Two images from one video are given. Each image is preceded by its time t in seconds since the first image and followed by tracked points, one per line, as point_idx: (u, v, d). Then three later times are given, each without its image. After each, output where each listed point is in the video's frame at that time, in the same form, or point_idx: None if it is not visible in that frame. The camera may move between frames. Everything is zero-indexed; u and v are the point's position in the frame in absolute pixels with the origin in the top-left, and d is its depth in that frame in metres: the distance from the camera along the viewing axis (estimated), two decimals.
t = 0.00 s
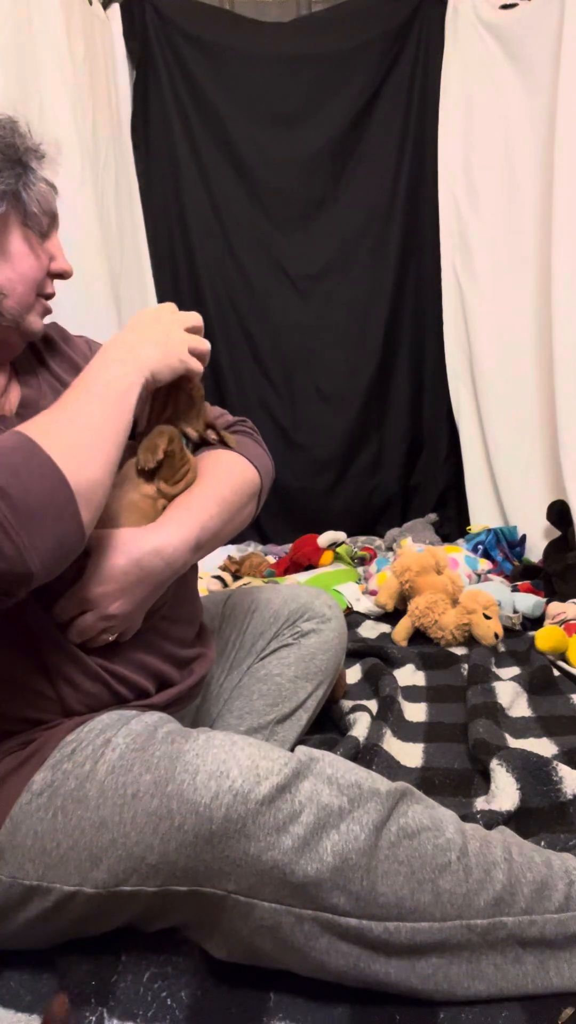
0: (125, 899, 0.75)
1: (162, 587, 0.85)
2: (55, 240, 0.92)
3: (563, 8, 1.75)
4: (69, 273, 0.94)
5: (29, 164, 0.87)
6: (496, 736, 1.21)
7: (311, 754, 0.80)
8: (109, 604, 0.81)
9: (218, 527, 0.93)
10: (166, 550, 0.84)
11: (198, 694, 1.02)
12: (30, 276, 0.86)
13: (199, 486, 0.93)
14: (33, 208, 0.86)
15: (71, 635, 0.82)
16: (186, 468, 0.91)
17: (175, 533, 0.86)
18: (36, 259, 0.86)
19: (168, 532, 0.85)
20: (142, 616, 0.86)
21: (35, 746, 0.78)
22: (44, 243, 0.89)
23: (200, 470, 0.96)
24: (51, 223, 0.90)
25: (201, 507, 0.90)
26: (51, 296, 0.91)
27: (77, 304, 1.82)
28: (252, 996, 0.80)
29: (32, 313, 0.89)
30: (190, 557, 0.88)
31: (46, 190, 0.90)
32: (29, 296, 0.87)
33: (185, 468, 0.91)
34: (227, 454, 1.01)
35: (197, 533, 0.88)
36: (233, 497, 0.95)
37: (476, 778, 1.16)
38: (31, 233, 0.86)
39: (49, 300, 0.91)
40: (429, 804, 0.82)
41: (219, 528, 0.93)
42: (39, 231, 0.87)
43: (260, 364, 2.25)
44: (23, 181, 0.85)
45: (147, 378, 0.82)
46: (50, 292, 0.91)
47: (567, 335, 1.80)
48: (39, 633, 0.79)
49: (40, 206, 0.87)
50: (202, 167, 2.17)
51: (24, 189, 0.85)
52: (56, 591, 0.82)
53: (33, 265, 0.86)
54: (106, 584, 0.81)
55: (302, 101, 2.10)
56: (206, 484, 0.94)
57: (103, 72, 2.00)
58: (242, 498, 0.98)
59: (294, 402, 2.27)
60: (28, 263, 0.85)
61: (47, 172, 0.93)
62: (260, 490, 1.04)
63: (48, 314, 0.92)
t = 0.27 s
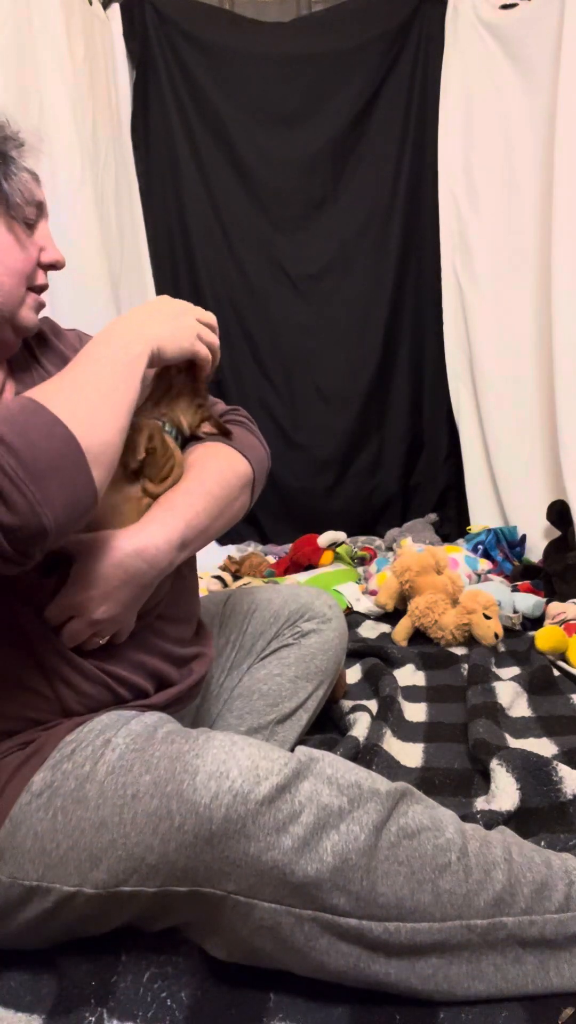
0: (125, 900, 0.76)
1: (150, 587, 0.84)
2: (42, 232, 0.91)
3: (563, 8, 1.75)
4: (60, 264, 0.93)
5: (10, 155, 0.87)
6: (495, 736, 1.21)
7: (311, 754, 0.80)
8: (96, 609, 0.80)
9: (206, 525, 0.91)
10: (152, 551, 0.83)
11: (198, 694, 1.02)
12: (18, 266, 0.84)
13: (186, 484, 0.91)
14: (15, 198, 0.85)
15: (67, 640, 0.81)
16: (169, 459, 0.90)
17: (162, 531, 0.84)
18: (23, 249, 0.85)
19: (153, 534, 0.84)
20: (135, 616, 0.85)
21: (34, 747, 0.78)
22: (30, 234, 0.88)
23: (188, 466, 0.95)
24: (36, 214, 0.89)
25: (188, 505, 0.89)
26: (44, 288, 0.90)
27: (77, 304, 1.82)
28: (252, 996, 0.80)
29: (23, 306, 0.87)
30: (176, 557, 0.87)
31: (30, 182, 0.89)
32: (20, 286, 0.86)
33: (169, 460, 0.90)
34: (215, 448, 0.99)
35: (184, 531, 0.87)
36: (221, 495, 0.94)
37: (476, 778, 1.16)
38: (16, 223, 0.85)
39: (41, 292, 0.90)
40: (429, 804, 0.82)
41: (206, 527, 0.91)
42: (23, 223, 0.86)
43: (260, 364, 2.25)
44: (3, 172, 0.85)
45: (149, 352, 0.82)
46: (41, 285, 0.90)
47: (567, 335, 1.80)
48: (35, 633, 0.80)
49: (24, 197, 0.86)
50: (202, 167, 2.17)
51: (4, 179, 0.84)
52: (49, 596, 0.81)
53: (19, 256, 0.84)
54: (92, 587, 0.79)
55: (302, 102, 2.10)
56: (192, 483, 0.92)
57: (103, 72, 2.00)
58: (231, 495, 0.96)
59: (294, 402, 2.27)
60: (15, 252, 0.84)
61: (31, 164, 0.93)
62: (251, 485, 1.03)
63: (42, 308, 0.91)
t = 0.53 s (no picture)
0: (125, 901, 0.76)
1: (145, 588, 0.83)
2: (29, 227, 0.91)
3: (563, 8, 1.75)
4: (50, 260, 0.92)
5: None
6: (495, 736, 1.21)
7: (310, 755, 0.80)
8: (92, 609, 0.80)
9: (200, 524, 0.91)
10: (145, 551, 0.82)
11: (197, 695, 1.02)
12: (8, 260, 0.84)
13: (177, 485, 0.90)
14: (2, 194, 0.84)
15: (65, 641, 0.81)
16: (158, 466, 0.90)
17: (155, 532, 0.84)
18: (11, 246, 0.85)
19: (149, 533, 0.83)
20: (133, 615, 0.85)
21: (33, 748, 0.78)
22: (17, 230, 0.87)
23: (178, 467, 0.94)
24: (23, 209, 0.89)
25: (179, 505, 0.88)
26: (36, 285, 0.90)
27: (77, 305, 1.82)
28: (253, 996, 0.80)
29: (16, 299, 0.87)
30: (171, 556, 0.86)
31: (16, 173, 0.88)
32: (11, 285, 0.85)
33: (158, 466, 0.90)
34: (206, 447, 0.99)
35: (178, 531, 0.86)
36: (215, 494, 0.93)
37: (476, 778, 1.16)
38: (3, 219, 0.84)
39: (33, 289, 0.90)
40: (429, 805, 0.82)
41: (201, 526, 0.91)
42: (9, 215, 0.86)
43: (260, 364, 2.25)
44: None
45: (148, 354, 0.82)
46: (34, 277, 0.89)
47: (567, 335, 1.80)
48: (32, 635, 0.80)
49: (9, 191, 0.86)
50: (202, 167, 2.17)
51: None
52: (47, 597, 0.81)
53: (7, 250, 0.84)
54: (89, 588, 0.79)
55: (302, 102, 2.10)
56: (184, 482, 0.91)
57: (103, 72, 2.00)
58: (223, 494, 0.96)
59: (294, 402, 2.27)
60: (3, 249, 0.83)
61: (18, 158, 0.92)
62: (244, 482, 1.03)
63: (35, 305, 0.91)
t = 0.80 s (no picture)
0: (124, 900, 0.76)
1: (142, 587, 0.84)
2: (30, 230, 0.90)
3: (563, 8, 1.75)
4: (50, 263, 0.92)
5: None
6: (495, 736, 1.21)
7: (310, 754, 0.79)
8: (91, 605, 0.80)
9: (198, 523, 0.92)
10: (146, 548, 0.83)
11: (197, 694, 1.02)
12: (6, 264, 0.84)
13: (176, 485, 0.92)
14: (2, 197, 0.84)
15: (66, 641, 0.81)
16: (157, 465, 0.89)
17: (153, 531, 0.84)
18: (11, 249, 0.85)
19: (148, 530, 0.84)
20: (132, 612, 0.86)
21: (32, 748, 0.78)
22: (17, 233, 0.87)
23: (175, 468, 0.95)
24: (24, 211, 0.89)
25: (176, 506, 0.89)
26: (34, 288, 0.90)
27: (77, 305, 1.82)
28: (253, 995, 0.80)
29: (13, 302, 0.87)
30: (169, 554, 0.87)
31: (14, 175, 0.88)
32: (10, 288, 0.85)
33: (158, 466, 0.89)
34: (205, 451, 1.00)
35: (176, 531, 0.87)
36: (212, 495, 0.95)
37: (476, 778, 1.16)
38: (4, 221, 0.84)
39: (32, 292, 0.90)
40: (429, 804, 0.82)
41: (199, 526, 0.92)
42: (10, 217, 0.85)
43: (260, 364, 2.26)
44: None
45: (118, 376, 0.81)
46: (32, 280, 0.89)
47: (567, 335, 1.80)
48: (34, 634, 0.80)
49: (8, 194, 0.85)
50: (202, 167, 2.17)
51: None
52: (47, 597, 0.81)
53: (5, 254, 0.84)
54: (89, 586, 0.80)
55: (302, 102, 2.11)
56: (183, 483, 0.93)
57: (103, 72, 2.00)
58: (221, 496, 0.97)
59: (294, 402, 2.27)
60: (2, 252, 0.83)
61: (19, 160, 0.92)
62: (243, 486, 1.04)
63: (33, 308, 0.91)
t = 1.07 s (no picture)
0: (124, 900, 0.76)
1: (141, 587, 0.84)
2: (36, 239, 0.91)
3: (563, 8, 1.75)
4: (52, 274, 0.92)
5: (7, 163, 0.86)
6: (495, 736, 1.21)
7: (311, 754, 0.79)
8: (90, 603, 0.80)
9: (197, 524, 0.92)
10: (144, 547, 0.83)
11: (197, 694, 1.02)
12: (7, 275, 0.84)
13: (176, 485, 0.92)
14: (8, 208, 0.84)
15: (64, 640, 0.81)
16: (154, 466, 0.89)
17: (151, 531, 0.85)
18: (13, 259, 0.85)
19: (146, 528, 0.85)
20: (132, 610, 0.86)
21: (32, 747, 0.78)
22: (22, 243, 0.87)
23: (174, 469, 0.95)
24: (31, 222, 0.89)
25: (175, 506, 0.89)
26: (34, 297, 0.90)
27: (78, 305, 1.82)
28: (253, 995, 0.80)
29: (12, 312, 0.87)
30: (168, 552, 0.87)
31: (21, 185, 0.88)
32: (9, 297, 0.86)
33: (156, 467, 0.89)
34: (203, 453, 1.00)
35: (175, 531, 0.87)
36: (211, 496, 0.95)
37: (476, 778, 1.16)
38: (8, 232, 0.85)
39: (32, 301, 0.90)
40: (429, 804, 0.82)
41: (199, 526, 0.93)
42: (14, 228, 0.85)
43: (260, 364, 2.26)
44: None
45: (97, 399, 0.82)
46: (32, 290, 0.90)
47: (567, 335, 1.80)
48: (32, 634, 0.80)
49: (15, 204, 0.85)
50: (202, 167, 2.17)
51: None
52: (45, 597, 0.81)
53: (7, 265, 0.84)
54: (88, 585, 0.80)
55: (302, 102, 2.11)
56: (183, 483, 0.93)
57: (103, 72, 2.01)
58: (220, 498, 0.97)
59: (294, 402, 2.27)
60: (4, 262, 0.84)
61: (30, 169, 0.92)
62: (242, 490, 1.04)
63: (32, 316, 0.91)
